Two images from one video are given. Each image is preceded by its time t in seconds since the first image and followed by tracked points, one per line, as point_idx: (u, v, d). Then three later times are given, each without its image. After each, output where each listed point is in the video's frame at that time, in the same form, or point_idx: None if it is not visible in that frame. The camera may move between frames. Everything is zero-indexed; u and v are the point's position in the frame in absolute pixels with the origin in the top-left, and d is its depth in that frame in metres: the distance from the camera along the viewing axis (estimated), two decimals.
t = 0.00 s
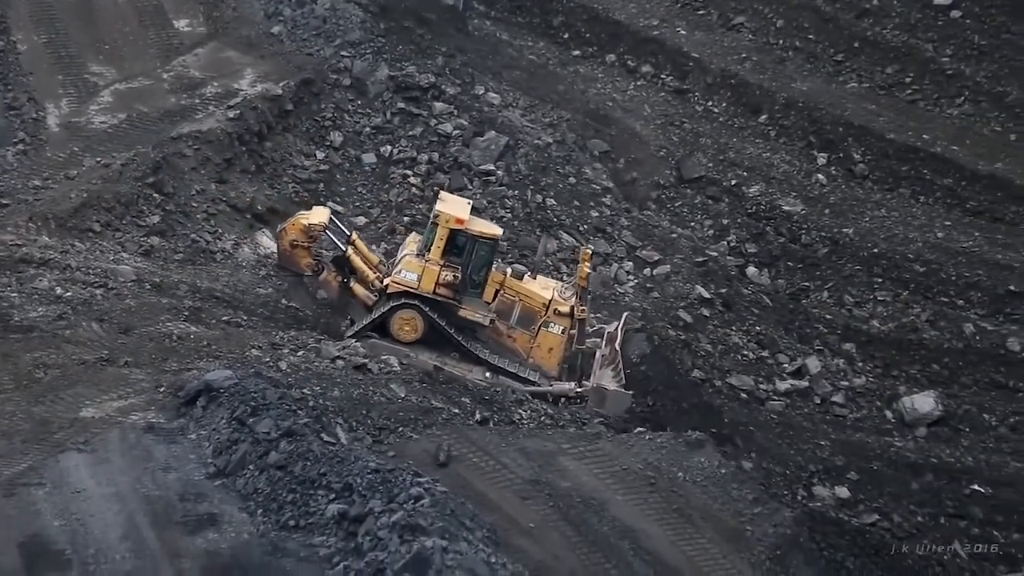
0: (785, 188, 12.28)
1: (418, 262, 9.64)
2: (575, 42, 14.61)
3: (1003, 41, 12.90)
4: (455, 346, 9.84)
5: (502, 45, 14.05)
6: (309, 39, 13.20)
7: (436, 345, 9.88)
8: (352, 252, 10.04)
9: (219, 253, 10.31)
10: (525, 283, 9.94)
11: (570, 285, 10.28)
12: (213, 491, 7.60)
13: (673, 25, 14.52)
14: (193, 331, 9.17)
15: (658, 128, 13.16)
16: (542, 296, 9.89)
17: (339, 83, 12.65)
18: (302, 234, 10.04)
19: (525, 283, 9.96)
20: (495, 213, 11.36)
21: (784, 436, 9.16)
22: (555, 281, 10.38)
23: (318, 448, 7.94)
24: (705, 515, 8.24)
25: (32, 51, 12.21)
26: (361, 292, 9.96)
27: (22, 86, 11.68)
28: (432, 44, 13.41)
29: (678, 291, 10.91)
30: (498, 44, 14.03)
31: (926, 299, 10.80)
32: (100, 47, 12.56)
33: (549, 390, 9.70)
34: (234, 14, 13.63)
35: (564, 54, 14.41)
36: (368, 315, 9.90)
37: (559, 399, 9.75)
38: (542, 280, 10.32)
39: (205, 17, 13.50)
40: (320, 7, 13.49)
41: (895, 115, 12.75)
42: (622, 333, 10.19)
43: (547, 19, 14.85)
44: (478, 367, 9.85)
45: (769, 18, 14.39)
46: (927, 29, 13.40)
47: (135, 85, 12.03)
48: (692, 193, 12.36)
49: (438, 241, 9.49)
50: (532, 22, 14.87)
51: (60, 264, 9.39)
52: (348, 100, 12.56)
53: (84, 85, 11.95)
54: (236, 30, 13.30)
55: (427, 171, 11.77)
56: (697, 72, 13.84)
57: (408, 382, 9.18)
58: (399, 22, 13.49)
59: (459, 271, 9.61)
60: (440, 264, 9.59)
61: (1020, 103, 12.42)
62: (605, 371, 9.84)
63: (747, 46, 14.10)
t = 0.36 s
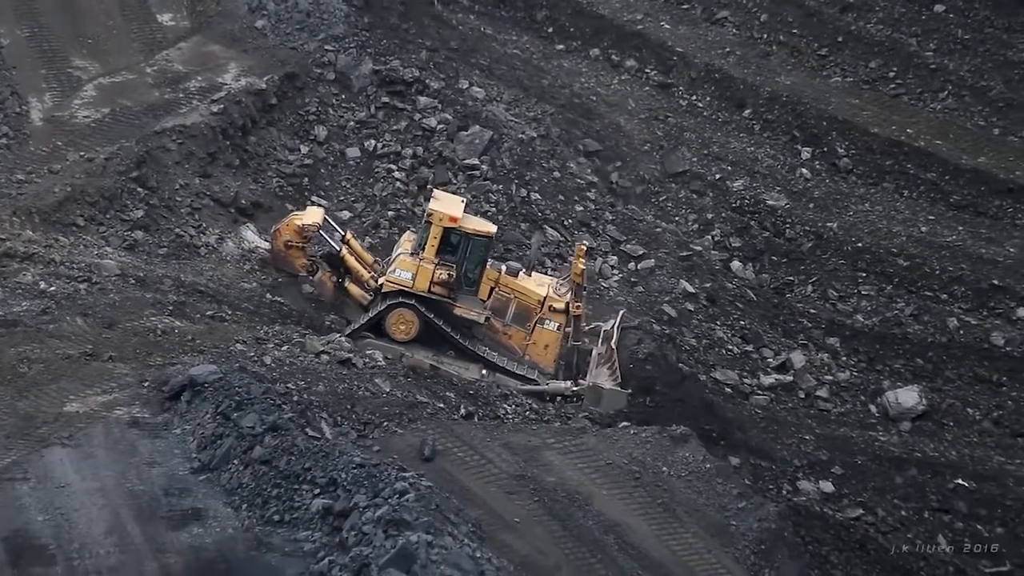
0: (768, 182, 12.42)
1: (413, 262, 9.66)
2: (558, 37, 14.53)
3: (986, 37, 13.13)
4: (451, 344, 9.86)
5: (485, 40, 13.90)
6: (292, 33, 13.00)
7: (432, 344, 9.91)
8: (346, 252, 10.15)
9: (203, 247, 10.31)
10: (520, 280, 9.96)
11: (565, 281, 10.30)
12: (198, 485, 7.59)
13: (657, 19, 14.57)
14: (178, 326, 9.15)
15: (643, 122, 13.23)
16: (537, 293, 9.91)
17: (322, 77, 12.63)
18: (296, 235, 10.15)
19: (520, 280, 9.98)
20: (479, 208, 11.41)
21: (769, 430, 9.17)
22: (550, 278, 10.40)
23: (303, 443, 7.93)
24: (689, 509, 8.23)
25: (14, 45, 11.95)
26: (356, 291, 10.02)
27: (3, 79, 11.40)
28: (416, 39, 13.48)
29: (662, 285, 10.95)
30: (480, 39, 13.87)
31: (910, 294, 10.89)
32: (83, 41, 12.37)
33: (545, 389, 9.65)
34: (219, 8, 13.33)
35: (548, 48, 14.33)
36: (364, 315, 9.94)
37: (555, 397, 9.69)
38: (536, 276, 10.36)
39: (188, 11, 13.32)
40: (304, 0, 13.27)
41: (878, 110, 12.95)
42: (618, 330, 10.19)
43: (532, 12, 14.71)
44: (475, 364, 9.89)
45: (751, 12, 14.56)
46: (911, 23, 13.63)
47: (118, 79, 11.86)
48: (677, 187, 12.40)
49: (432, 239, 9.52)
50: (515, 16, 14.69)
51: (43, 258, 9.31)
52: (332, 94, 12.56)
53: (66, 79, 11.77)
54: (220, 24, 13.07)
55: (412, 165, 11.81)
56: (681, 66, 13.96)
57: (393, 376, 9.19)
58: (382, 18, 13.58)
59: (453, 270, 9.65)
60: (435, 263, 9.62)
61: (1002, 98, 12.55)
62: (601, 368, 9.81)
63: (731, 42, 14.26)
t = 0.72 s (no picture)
0: (760, 179, 12.42)
1: (414, 262, 9.66)
2: (550, 33, 14.53)
3: (977, 33, 13.16)
4: (454, 344, 9.86)
5: (477, 36, 13.94)
6: (283, 29, 12.97)
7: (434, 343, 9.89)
8: (348, 253, 10.13)
9: (195, 244, 10.27)
10: (522, 280, 9.96)
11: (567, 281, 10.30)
12: (190, 483, 7.59)
13: (648, 16, 14.59)
14: (169, 323, 9.14)
15: (634, 118, 13.23)
16: (539, 292, 9.91)
17: (314, 74, 12.62)
18: (298, 237, 10.04)
19: (522, 279, 9.98)
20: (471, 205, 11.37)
21: (760, 427, 9.17)
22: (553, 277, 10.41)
23: (294, 439, 7.92)
24: (681, 506, 8.23)
25: (5, 42, 11.97)
26: (359, 292, 10.01)
27: None
28: (407, 36, 13.46)
29: (654, 282, 10.98)
30: (472, 36, 13.90)
31: (901, 290, 10.92)
32: (74, 38, 12.37)
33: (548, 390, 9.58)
34: (210, 5, 13.31)
35: (539, 45, 14.35)
36: (367, 316, 9.94)
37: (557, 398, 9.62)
38: (539, 276, 10.35)
39: (180, 9, 13.31)
40: None
41: (869, 107, 12.98)
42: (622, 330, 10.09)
43: (523, 10, 14.72)
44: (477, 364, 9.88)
45: (742, 9, 14.57)
46: (902, 20, 13.62)
47: (109, 76, 11.83)
48: (668, 184, 12.38)
49: (433, 240, 9.51)
50: (507, 13, 14.72)
51: (34, 255, 9.28)
52: (323, 91, 12.56)
53: (57, 76, 11.75)
54: (211, 21, 13.02)
55: (403, 162, 11.77)
56: (673, 63, 13.94)
57: (385, 374, 9.19)
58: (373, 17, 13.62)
59: (455, 270, 9.63)
60: (436, 263, 9.61)
61: (993, 95, 12.66)
62: (604, 369, 9.70)
63: (722, 39, 14.27)
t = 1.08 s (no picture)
0: (755, 178, 12.44)
1: (420, 265, 9.59)
2: (545, 32, 14.51)
3: (972, 33, 13.33)
4: (461, 347, 9.81)
5: (473, 36, 13.97)
6: (279, 29, 13.00)
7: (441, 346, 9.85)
8: (354, 257, 10.09)
9: (190, 243, 10.24)
10: (529, 282, 9.93)
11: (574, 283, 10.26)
12: (185, 482, 7.58)
13: (644, 16, 14.59)
14: (165, 323, 9.12)
15: (630, 117, 13.22)
16: (545, 294, 9.88)
17: (309, 74, 12.62)
18: (304, 240, 10.09)
19: (528, 282, 9.96)
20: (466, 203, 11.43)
21: (756, 426, 9.17)
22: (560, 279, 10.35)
23: (290, 439, 7.91)
24: (676, 505, 8.23)
25: None
26: (365, 296, 9.94)
27: None
28: (402, 36, 13.45)
29: (649, 282, 10.98)
30: (468, 36, 13.93)
31: (896, 290, 11.00)
32: (68, 37, 12.30)
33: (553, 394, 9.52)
34: (205, 5, 13.28)
35: (535, 44, 14.32)
36: (373, 319, 9.88)
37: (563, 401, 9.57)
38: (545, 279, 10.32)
39: (174, 8, 13.17)
40: None
41: (864, 106, 13.04)
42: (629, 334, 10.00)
43: (518, 9, 14.72)
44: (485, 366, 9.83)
45: (737, 7, 14.56)
46: (897, 20, 13.74)
47: (104, 76, 11.81)
48: (664, 183, 12.36)
49: (439, 242, 9.45)
50: (502, 12, 14.72)
51: (29, 255, 9.27)
52: (319, 90, 12.55)
53: (52, 75, 11.71)
54: (206, 20, 13.00)
55: (399, 161, 11.77)
56: (668, 62, 13.94)
57: (380, 373, 9.18)
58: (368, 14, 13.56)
59: (461, 272, 9.56)
60: (442, 266, 9.55)
61: (987, 95, 12.80)
62: (611, 373, 9.59)
63: (718, 38, 14.24)
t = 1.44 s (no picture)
0: (739, 178, 12.58)
1: (416, 268, 9.54)
2: (530, 32, 14.60)
3: (955, 32, 13.41)
4: (457, 349, 9.75)
5: (458, 36, 14.01)
6: (264, 28, 12.98)
7: (436, 349, 9.77)
8: (351, 261, 10.00)
9: (174, 244, 10.22)
10: (524, 284, 9.86)
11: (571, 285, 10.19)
12: (169, 483, 7.56)
13: (629, 15, 14.73)
14: (149, 323, 9.11)
15: (614, 117, 13.29)
16: (541, 296, 9.81)
17: (294, 74, 12.59)
18: (300, 244, 9.98)
19: (524, 284, 9.88)
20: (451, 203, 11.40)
21: (741, 427, 9.17)
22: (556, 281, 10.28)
23: (274, 439, 7.90)
24: (660, 505, 8.23)
25: None
26: (361, 300, 9.86)
27: None
28: (388, 35, 13.43)
29: (634, 281, 10.99)
30: (454, 36, 13.97)
31: (880, 289, 11.09)
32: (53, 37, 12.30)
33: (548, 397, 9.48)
34: (189, 5, 13.30)
35: (520, 44, 14.41)
36: (369, 323, 9.82)
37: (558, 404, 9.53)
38: (540, 280, 10.21)
39: (159, 8, 13.23)
40: None
41: (848, 106, 13.19)
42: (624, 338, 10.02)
43: (504, 9, 14.82)
44: (481, 369, 9.81)
45: (721, 7, 14.72)
46: (881, 20, 13.87)
47: (88, 76, 11.79)
48: (648, 183, 12.43)
49: (435, 244, 9.41)
50: (487, 12, 14.81)
51: (12, 255, 9.24)
52: (303, 90, 12.51)
53: (36, 76, 11.68)
54: (191, 20, 13.00)
55: (383, 161, 11.76)
56: (653, 62, 14.06)
57: (365, 373, 9.16)
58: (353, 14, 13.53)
59: (457, 275, 9.51)
60: (438, 269, 9.50)
61: (972, 94, 12.88)
62: (606, 377, 9.60)
63: (703, 38, 14.38)
